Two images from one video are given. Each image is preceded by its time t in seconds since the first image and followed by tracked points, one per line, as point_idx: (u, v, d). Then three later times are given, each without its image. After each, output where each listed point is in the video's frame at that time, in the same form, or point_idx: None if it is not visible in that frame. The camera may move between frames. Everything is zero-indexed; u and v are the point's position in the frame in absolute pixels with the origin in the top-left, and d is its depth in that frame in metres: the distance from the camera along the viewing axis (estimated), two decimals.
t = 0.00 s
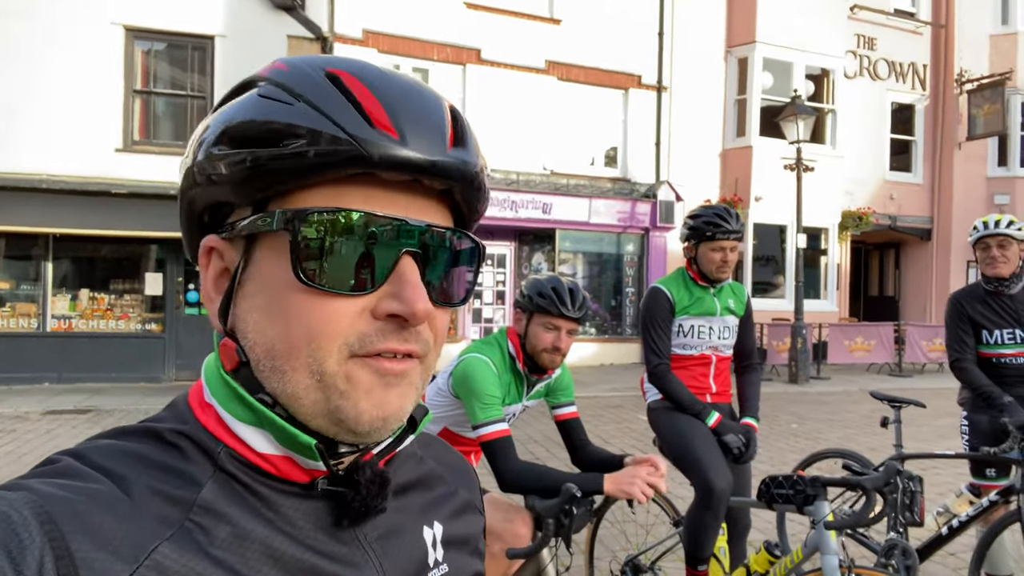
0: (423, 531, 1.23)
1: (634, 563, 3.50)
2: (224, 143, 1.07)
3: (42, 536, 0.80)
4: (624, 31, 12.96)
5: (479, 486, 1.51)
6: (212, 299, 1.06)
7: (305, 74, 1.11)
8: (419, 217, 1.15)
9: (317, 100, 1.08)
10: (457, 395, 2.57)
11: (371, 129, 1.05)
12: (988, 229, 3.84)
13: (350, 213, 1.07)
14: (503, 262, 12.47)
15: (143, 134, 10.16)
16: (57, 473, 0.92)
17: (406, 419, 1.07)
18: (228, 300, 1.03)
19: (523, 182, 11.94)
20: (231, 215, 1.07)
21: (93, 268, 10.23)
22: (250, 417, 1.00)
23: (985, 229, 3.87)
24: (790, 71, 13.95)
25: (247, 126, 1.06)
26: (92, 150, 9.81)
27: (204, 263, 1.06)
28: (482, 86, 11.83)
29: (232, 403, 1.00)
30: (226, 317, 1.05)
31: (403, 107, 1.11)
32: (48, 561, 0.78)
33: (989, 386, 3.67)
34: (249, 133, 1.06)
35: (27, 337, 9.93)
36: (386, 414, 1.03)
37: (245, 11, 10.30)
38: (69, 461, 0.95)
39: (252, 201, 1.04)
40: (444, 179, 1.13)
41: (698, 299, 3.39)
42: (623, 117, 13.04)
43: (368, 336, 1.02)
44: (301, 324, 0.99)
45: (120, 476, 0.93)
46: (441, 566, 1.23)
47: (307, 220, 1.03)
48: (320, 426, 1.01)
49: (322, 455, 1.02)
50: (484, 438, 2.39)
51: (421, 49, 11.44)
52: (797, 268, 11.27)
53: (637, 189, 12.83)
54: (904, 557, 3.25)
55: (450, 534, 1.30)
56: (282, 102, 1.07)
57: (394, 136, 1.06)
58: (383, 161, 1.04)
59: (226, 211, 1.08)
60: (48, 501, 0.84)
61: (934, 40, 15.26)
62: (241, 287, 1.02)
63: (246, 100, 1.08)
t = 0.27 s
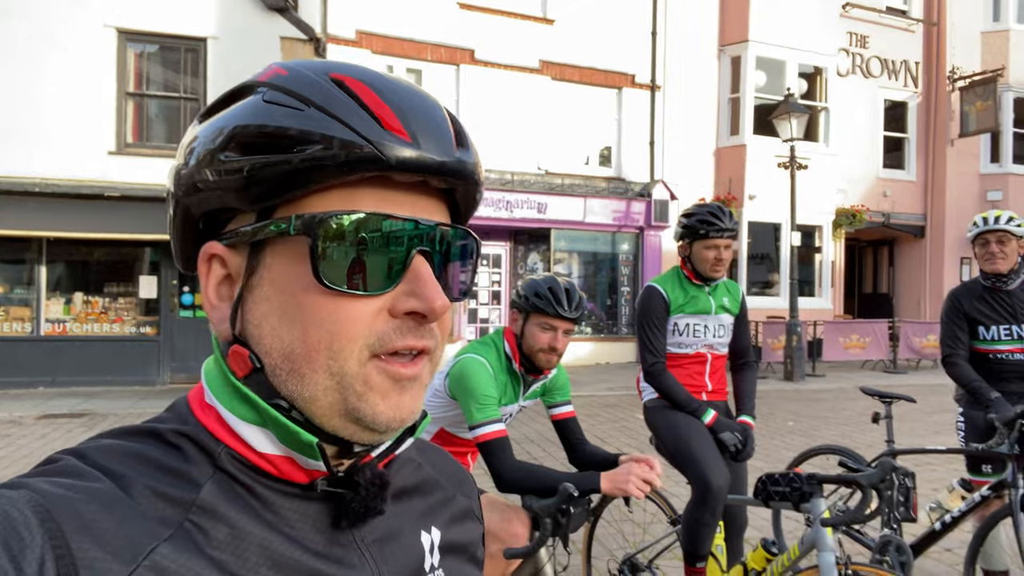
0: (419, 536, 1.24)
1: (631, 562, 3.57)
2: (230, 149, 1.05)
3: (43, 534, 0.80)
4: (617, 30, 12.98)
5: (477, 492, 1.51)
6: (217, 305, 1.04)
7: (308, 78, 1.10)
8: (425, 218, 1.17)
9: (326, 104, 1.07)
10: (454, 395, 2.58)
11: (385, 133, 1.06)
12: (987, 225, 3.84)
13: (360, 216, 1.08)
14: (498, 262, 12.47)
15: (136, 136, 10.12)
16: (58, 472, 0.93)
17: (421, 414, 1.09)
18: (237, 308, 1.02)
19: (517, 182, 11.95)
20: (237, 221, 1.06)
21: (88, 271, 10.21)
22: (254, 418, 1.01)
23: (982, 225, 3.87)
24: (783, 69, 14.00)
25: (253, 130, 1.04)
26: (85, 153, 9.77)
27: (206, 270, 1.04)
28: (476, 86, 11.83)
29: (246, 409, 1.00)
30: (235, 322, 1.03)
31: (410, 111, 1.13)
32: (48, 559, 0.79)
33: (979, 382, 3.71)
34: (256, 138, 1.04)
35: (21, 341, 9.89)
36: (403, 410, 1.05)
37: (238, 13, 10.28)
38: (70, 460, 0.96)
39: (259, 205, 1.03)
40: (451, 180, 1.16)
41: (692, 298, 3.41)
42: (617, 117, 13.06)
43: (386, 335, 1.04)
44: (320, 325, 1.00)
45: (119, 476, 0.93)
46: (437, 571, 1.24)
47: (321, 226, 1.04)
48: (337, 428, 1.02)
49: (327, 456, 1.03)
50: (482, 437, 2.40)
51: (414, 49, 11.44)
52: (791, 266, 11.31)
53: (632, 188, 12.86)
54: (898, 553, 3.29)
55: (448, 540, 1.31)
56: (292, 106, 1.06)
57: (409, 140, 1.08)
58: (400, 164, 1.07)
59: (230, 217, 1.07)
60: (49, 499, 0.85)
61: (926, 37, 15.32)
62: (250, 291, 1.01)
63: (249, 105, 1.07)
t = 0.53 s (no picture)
0: (419, 543, 1.23)
1: (633, 564, 3.49)
2: (238, 155, 1.04)
3: (38, 540, 0.80)
4: (620, 30, 12.97)
5: (476, 497, 1.51)
6: (221, 312, 1.03)
7: (315, 84, 1.10)
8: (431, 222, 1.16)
9: (335, 109, 1.07)
10: (455, 396, 2.57)
11: (395, 138, 1.06)
12: (995, 224, 3.81)
13: (367, 221, 1.07)
14: (500, 262, 12.48)
15: (139, 136, 10.13)
16: (55, 477, 0.92)
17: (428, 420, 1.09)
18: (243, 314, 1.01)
19: (519, 182, 11.94)
20: (241, 228, 1.05)
21: (90, 271, 10.22)
22: (254, 422, 1.00)
23: (989, 224, 3.85)
24: (786, 69, 13.97)
25: (260, 136, 1.03)
26: (87, 153, 9.78)
27: (210, 278, 1.03)
28: (478, 86, 11.83)
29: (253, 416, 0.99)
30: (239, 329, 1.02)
31: (419, 116, 1.12)
32: (43, 564, 0.78)
33: (981, 383, 3.69)
34: (263, 144, 1.04)
35: (23, 340, 9.90)
36: (412, 415, 1.05)
37: (240, 13, 10.29)
38: (68, 465, 0.95)
39: (265, 211, 1.02)
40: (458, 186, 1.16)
41: (694, 298, 3.40)
42: (619, 116, 13.05)
43: (396, 341, 1.04)
44: (330, 331, 0.99)
45: (116, 481, 0.92)
46: None
47: (330, 231, 1.03)
48: (345, 434, 1.01)
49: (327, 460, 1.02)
50: (483, 439, 2.39)
51: (416, 49, 11.43)
52: (793, 266, 11.28)
53: (634, 188, 12.84)
54: (899, 555, 3.29)
55: (448, 546, 1.30)
56: (300, 112, 1.05)
57: (418, 145, 1.07)
58: (410, 169, 1.06)
59: (234, 223, 1.05)
60: (45, 505, 0.84)
61: (929, 38, 15.28)
62: (256, 297, 1.00)
63: (256, 110, 1.06)
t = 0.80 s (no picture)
0: (418, 542, 1.22)
1: (636, 566, 3.50)
2: (238, 152, 1.05)
3: (38, 541, 0.80)
4: (622, 32, 12.97)
5: (472, 496, 1.50)
6: (220, 309, 1.03)
7: (317, 83, 1.10)
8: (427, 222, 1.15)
9: (332, 107, 1.07)
10: (458, 398, 2.57)
11: (389, 136, 1.05)
12: (1000, 228, 3.79)
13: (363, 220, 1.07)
14: (502, 262, 12.40)
15: (142, 136, 10.15)
16: (55, 479, 0.92)
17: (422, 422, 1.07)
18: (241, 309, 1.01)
19: (522, 184, 11.94)
20: (241, 225, 1.05)
21: (93, 271, 10.24)
22: (254, 420, 1.00)
23: (994, 229, 3.83)
24: (789, 71, 13.95)
25: (259, 134, 1.04)
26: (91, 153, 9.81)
27: (211, 274, 1.04)
28: (481, 88, 11.83)
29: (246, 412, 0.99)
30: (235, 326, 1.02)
31: (416, 114, 1.12)
32: (43, 566, 0.78)
33: (989, 386, 3.65)
34: (262, 142, 1.04)
35: (26, 340, 9.92)
36: (404, 415, 1.03)
37: (243, 14, 10.31)
38: (67, 467, 0.95)
39: (265, 207, 1.03)
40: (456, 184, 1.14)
41: (697, 301, 3.40)
42: (622, 118, 13.05)
43: (388, 338, 1.02)
44: (320, 326, 0.98)
45: (117, 481, 0.92)
46: None
47: (326, 226, 1.02)
48: (337, 432, 1.00)
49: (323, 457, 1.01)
50: (485, 441, 2.39)
51: (419, 51, 11.44)
52: (796, 269, 11.26)
53: (636, 190, 12.84)
54: (905, 559, 3.28)
55: (447, 546, 1.29)
56: (299, 111, 1.06)
57: (414, 142, 1.06)
58: (404, 166, 1.05)
59: (234, 219, 1.06)
60: (46, 506, 0.84)
61: (933, 40, 15.26)
62: (253, 293, 1.00)
63: (257, 109, 1.06)
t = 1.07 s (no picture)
0: (412, 541, 1.22)
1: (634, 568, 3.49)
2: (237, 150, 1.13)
3: (36, 538, 0.81)
4: (622, 34, 13.00)
5: (472, 488, 1.51)
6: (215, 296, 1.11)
7: (314, 85, 1.17)
8: (408, 223, 1.14)
9: (318, 107, 1.12)
10: (456, 399, 2.58)
11: (361, 133, 1.07)
12: (996, 232, 3.81)
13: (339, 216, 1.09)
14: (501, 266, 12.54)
15: (141, 138, 10.17)
16: (53, 476, 0.93)
17: (387, 428, 1.04)
18: (229, 296, 1.07)
19: (521, 186, 11.96)
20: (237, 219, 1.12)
21: (91, 272, 10.23)
22: (247, 419, 1.01)
23: (989, 233, 3.86)
24: (787, 74, 13.99)
25: (255, 132, 1.11)
26: (90, 155, 9.81)
27: (214, 263, 1.12)
28: (480, 90, 11.85)
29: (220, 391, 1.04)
30: (225, 312, 1.08)
31: (399, 114, 1.13)
32: (41, 563, 0.79)
33: (987, 389, 3.65)
34: (254, 138, 1.11)
35: (24, 341, 9.91)
36: (360, 417, 1.00)
37: (242, 16, 10.33)
38: (65, 464, 0.96)
39: (257, 201, 1.09)
40: (435, 185, 1.12)
41: (696, 303, 3.41)
42: (621, 121, 13.08)
43: (345, 336, 1.00)
44: (283, 316, 1.00)
45: (115, 479, 0.93)
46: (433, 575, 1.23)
47: (292, 218, 1.06)
48: (297, 425, 1.01)
49: (314, 457, 1.02)
50: (483, 442, 2.39)
51: (418, 53, 11.47)
52: (794, 271, 11.27)
53: (635, 193, 12.86)
54: (905, 562, 3.26)
55: (445, 544, 1.29)
56: (289, 109, 1.12)
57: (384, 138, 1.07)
58: (367, 161, 1.04)
59: (234, 212, 1.13)
60: (43, 504, 0.85)
61: (931, 43, 15.31)
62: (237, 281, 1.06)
63: (258, 110, 1.15)
